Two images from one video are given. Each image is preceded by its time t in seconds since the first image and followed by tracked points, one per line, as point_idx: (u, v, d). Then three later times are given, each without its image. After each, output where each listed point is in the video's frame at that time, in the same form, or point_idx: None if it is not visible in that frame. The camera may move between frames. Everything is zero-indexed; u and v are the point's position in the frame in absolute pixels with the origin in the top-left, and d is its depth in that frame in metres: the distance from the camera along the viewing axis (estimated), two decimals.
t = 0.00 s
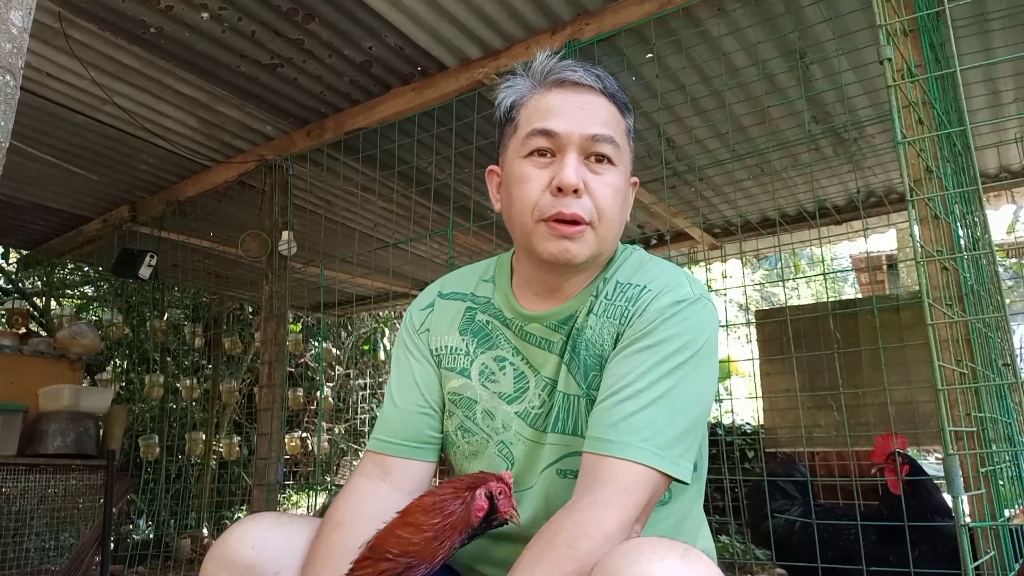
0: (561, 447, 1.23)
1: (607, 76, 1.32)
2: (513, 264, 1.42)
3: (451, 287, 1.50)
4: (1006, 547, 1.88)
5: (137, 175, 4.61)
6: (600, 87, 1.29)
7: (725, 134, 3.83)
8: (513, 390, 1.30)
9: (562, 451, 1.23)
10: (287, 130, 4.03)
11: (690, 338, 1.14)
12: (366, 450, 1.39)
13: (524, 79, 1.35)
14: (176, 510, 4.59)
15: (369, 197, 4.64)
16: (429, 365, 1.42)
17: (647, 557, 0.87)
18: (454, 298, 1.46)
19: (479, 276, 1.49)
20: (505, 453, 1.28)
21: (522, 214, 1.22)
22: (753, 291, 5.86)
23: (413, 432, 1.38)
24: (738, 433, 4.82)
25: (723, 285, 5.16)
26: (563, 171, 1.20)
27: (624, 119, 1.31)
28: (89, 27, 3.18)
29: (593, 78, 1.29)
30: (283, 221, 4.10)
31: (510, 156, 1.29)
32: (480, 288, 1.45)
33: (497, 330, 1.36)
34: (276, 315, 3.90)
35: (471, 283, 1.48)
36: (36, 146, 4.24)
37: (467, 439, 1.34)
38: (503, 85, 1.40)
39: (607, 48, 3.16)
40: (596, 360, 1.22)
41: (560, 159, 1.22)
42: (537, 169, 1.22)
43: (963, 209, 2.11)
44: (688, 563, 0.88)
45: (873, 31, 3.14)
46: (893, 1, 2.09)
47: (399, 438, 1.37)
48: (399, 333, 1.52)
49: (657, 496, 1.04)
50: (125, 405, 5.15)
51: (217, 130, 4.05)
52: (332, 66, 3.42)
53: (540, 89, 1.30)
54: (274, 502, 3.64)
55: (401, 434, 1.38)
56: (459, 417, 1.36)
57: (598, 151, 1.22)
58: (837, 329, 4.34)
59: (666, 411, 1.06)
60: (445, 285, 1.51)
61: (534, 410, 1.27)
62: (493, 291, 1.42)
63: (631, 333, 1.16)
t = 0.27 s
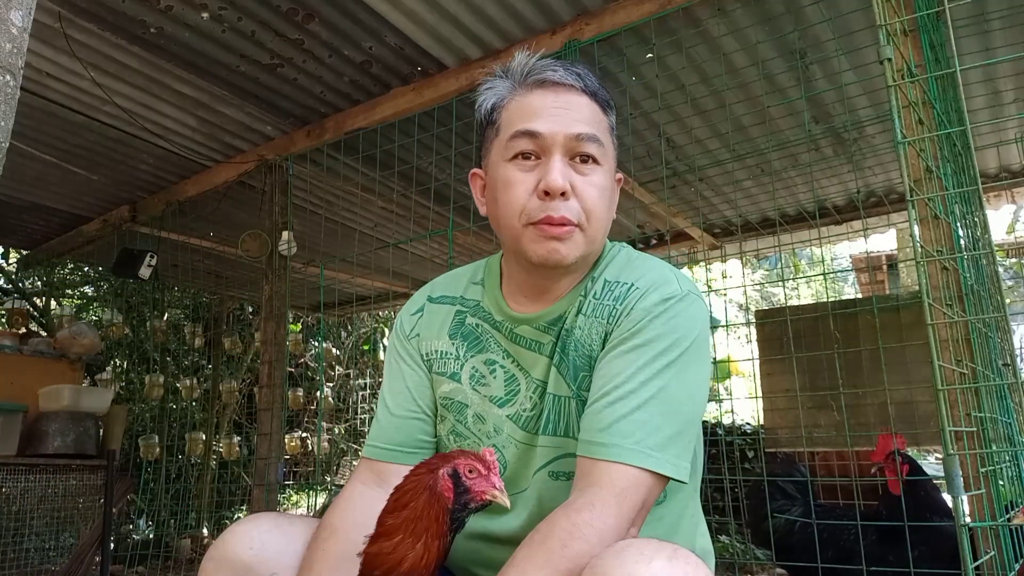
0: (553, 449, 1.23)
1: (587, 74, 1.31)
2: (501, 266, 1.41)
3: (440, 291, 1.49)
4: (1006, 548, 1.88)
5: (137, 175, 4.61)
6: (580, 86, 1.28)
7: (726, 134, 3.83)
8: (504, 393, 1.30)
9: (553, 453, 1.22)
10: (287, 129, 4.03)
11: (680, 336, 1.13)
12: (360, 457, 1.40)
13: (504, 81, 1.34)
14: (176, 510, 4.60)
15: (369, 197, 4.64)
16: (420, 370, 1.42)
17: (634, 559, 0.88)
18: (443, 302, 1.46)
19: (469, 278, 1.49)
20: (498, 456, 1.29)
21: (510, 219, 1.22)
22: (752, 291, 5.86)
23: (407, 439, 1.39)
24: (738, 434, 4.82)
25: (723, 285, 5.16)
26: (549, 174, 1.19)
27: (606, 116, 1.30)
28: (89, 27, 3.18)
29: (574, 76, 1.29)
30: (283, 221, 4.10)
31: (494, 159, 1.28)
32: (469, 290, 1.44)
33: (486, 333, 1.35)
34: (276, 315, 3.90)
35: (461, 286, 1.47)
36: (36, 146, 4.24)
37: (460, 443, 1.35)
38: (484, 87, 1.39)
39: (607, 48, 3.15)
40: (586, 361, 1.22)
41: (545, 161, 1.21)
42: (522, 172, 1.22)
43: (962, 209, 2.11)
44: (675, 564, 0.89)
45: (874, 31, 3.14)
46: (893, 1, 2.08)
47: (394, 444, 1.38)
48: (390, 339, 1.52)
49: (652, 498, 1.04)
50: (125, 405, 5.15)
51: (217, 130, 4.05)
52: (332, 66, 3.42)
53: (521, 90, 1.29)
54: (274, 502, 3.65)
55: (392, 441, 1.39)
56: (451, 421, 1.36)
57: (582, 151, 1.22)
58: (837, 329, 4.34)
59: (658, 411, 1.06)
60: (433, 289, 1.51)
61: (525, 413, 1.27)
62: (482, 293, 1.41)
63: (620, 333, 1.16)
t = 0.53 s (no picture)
0: (554, 451, 1.22)
1: (570, 74, 1.31)
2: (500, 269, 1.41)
3: (438, 295, 1.49)
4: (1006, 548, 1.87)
5: (137, 175, 4.61)
6: (565, 88, 1.27)
7: (725, 134, 3.83)
8: (504, 395, 1.30)
9: (554, 455, 1.22)
10: (287, 130, 4.03)
11: (682, 336, 1.13)
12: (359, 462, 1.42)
13: (488, 88, 1.34)
14: (176, 510, 4.59)
15: (369, 197, 4.64)
16: (419, 374, 1.42)
17: (635, 557, 0.88)
18: (441, 306, 1.46)
19: (468, 281, 1.49)
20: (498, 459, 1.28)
21: (506, 229, 1.22)
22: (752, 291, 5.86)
23: (407, 443, 1.39)
24: (738, 433, 4.82)
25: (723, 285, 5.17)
26: (543, 182, 1.19)
27: (593, 116, 1.30)
28: (89, 27, 3.18)
29: (557, 80, 1.28)
30: (283, 221, 4.10)
31: (485, 168, 1.28)
32: (468, 293, 1.44)
33: (485, 336, 1.35)
34: (276, 315, 3.89)
35: (458, 289, 1.47)
36: (36, 146, 4.24)
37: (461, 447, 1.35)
38: (468, 96, 1.39)
39: (607, 48, 3.15)
40: (587, 362, 1.22)
41: (537, 168, 1.21)
42: (514, 181, 1.22)
43: (962, 209, 2.11)
44: (675, 563, 0.89)
45: (874, 31, 3.14)
46: (893, 1, 2.08)
47: (393, 449, 1.39)
48: (389, 344, 1.52)
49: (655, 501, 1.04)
50: (125, 405, 5.15)
51: (217, 130, 4.05)
52: (332, 66, 3.42)
53: (506, 98, 1.29)
54: (274, 502, 3.65)
55: (392, 445, 1.39)
56: (451, 425, 1.36)
57: (574, 156, 1.21)
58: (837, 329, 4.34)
59: (661, 413, 1.06)
60: (432, 293, 1.51)
61: (525, 416, 1.27)
62: (481, 296, 1.41)
63: (622, 336, 1.16)
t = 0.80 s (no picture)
0: (552, 452, 1.23)
1: (601, 76, 1.33)
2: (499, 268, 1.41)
3: (437, 295, 1.49)
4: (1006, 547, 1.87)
5: (137, 175, 4.61)
6: (593, 86, 1.29)
7: (725, 134, 3.83)
8: (502, 396, 1.30)
9: (552, 455, 1.22)
10: (287, 130, 4.03)
11: (679, 337, 1.13)
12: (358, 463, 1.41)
13: (518, 74, 1.35)
14: (176, 510, 4.59)
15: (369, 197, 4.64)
16: (417, 374, 1.42)
17: (628, 559, 0.88)
18: (440, 306, 1.46)
19: (466, 280, 1.49)
20: (495, 459, 1.28)
21: (511, 209, 1.22)
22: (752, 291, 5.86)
23: (405, 443, 1.38)
24: (738, 434, 4.82)
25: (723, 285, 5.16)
26: (554, 166, 1.20)
27: (616, 119, 1.31)
28: (89, 27, 3.18)
29: (588, 76, 1.30)
30: (283, 221, 4.10)
31: (500, 150, 1.29)
32: (467, 292, 1.44)
33: (484, 335, 1.35)
34: (276, 315, 3.89)
35: (458, 289, 1.47)
36: (35, 146, 4.24)
37: (458, 447, 1.34)
38: (496, 82, 1.40)
39: (607, 48, 3.15)
40: (584, 363, 1.22)
41: (551, 153, 1.22)
42: (528, 161, 1.23)
43: (962, 209, 2.11)
44: (669, 564, 0.89)
45: (873, 31, 3.14)
46: (893, 1, 2.08)
47: (392, 450, 1.38)
48: (388, 344, 1.52)
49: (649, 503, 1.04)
50: (125, 405, 5.15)
51: (217, 130, 4.05)
52: (332, 66, 3.42)
53: (533, 85, 1.30)
54: (274, 502, 3.65)
55: (391, 446, 1.39)
56: (449, 426, 1.36)
57: (589, 147, 1.23)
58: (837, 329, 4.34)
59: (654, 412, 1.06)
60: (431, 293, 1.51)
61: (524, 416, 1.27)
62: (480, 296, 1.41)
63: (619, 335, 1.16)
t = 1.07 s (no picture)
0: (554, 455, 1.23)
1: (609, 77, 1.30)
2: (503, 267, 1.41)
3: (441, 294, 1.49)
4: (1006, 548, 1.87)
5: (137, 175, 4.61)
6: (602, 90, 1.27)
7: (725, 134, 3.83)
8: (505, 396, 1.30)
9: (554, 459, 1.23)
10: (287, 130, 4.03)
11: (681, 343, 1.13)
12: (358, 459, 1.40)
13: (524, 74, 1.33)
14: (176, 510, 4.59)
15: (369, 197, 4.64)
16: (420, 373, 1.42)
17: (632, 559, 0.88)
18: (445, 305, 1.46)
19: (470, 280, 1.49)
20: (497, 460, 1.28)
21: (516, 217, 1.22)
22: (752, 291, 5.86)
23: (408, 442, 1.39)
24: (738, 434, 4.82)
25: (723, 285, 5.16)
26: (560, 176, 1.19)
27: (624, 124, 1.30)
28: (89, 27, 3.18)
29: (596, 79, 1.27)
30: (283, 221, 4.10)
31: (507, 155, 1.28)
32: (472, 292, 1.44)
33: (488, 336, 1.35)
34: (276, 315, 3.89)
35: (463, 288, 1.47)
36: (35, 146, 4.24)
37: (460, 447, 1.34)
38: (503, 80, 1.37)
39: (607, 48, 3.15)
40: (586, 367, 1.21)
41: (558, 162, 1.21)
42: (533, 170, 1.22)
43: (962, 209, 2.11)
44: (671, 564, 0.89)
45: (873, 31, 3.13)
46: (893, 1, 2.08)
47: (394, 447, 1.38)
48: (391, 341, 1.52)
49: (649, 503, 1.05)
50: (125, 405, 5.15)
51: (217, 130, 4.05)
52: (332, 66, 3.42)
53: (540, 87, 1.28)
54: (274, 502, 3.64)
55: (393, 442, 1.39)
56: (452, 425, 1.36)
57: (596, 156, 1.22)
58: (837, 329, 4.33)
59: (654, 416, 1.06)
60: (435, 291, 1.51)
61: (526, 418, 1.27)
62: (484, 295, 1.41)
63: (621, 338, 1.16)
